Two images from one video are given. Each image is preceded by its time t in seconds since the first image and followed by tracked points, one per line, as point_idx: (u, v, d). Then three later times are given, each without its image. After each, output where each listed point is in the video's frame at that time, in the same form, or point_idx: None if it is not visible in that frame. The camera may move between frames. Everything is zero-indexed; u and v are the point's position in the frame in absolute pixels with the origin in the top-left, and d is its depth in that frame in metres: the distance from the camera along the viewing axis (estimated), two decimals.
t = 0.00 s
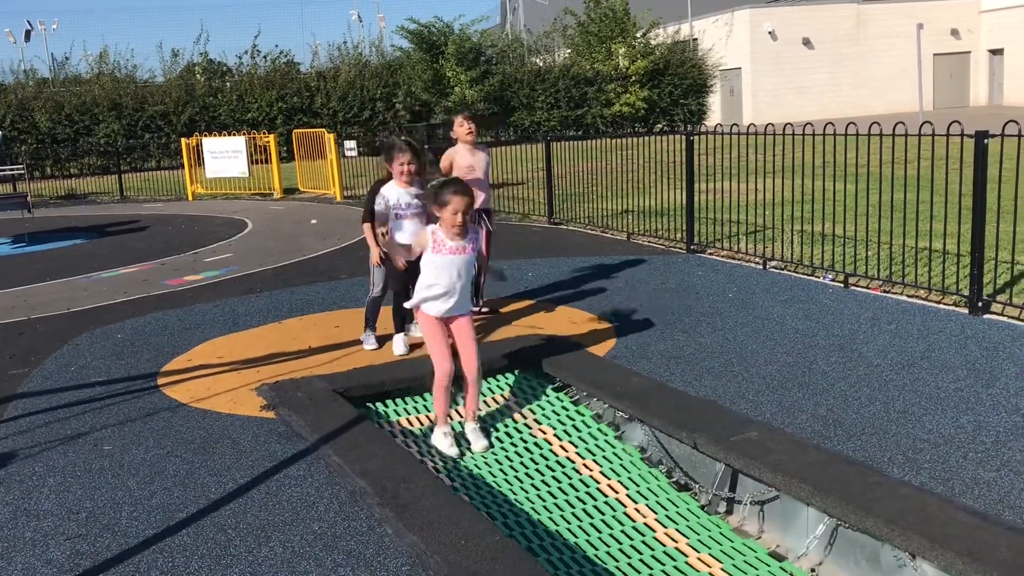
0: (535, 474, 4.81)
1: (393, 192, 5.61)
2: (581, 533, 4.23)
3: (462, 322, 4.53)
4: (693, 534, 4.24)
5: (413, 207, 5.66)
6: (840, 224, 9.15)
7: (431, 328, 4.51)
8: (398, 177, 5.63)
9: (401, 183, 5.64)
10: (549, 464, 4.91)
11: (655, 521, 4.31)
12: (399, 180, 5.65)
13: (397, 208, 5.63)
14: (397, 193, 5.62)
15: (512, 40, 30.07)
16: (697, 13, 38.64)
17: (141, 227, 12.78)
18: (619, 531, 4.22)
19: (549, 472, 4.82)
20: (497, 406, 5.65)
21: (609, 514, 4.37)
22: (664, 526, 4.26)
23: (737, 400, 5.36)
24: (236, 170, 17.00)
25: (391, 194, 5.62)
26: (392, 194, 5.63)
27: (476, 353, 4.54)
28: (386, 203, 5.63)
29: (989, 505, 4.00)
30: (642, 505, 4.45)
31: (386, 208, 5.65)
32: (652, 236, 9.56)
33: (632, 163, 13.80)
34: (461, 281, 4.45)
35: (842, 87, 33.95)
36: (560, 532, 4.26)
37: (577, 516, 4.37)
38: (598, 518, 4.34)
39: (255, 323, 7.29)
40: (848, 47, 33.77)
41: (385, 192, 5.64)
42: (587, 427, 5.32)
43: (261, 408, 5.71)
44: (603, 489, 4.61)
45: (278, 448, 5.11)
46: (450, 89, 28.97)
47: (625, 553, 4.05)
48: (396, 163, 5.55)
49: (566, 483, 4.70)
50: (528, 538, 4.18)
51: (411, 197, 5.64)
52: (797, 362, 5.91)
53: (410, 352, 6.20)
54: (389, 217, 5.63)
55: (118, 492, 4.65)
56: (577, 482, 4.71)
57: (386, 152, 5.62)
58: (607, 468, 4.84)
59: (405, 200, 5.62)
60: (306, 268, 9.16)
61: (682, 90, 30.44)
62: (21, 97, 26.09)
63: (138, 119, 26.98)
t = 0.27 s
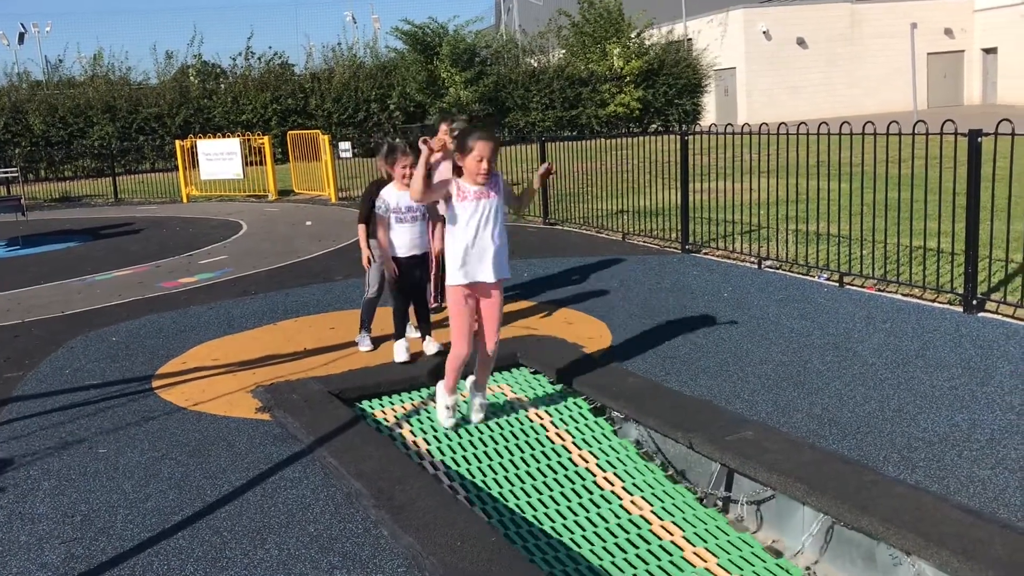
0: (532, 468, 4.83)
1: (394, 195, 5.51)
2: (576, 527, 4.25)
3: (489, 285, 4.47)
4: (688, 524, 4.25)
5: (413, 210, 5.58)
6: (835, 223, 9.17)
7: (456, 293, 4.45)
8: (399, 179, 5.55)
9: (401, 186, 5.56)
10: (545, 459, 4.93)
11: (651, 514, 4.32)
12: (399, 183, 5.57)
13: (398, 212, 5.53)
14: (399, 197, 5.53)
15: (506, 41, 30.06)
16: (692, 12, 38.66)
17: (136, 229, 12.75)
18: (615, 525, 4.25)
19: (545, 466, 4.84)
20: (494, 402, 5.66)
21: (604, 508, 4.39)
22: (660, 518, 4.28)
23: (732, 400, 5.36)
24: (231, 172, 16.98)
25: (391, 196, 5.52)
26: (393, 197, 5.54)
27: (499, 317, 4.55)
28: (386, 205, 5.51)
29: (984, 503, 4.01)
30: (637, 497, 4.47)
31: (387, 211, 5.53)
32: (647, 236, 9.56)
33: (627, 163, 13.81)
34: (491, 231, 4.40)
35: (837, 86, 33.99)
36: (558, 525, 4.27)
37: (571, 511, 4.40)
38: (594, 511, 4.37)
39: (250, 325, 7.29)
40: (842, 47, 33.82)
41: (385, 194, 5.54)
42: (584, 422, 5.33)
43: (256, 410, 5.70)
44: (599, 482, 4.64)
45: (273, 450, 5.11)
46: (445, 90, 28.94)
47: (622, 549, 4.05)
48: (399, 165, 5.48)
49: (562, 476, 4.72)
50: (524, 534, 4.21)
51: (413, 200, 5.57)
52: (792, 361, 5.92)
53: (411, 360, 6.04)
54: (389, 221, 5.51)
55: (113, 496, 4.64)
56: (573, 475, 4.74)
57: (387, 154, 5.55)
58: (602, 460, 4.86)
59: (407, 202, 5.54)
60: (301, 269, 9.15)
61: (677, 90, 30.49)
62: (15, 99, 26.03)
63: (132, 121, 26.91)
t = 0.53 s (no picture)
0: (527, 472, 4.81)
1: (381, 195, 5.54)
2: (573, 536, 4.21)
3: (536, 273, 3.93)
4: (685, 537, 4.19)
5: (400, 210, 5.61)
6: (829, 223, 9.18)
7: (495, 281, 3.91)
8: (385, 179, 5.60)
9: (388, 186, 5.59)
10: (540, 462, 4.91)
11: (646, 525, 4.27)
12: (385, 183, 5.61)
13: (385, 211, 5.54)
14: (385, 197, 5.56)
15: (501, 42, 30.12)
16: (686, 12, 38.73)
17: (130, 232, 12.73)
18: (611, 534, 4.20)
19: (541, 470, 4.83)
20: (489, 407, 5.65)
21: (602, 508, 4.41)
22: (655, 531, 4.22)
23: (727, 400, 5.36)
24: (225, 175, 16.96)
25: (377, 196, 5.55)
26: (379, 197, 5.56)
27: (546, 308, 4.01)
28: (373, 205, 5.53)
29: (979, 501, 4.01)
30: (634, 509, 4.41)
31: (373, 211, 5.54)
32: (642, 236, 9.57)
33: (622, 164, 13.82)
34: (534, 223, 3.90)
35: (831, 86, 34.02)
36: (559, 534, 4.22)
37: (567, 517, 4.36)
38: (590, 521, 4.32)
39: (245, 328, 7.28)
40: (836, 47, 33.88)
41: (371, 195, 5.56)
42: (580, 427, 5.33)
43: (251, 413, 5.69)
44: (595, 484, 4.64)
45: (268, 453, 5.10)
46: (439, 91, 28.92)
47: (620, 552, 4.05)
48: (386, 165, 5.52)
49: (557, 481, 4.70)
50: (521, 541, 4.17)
51: (399, 199, 5.60)
52: (787, 361, 5.92)
53: (407, 367, 5.92)
54: (376, 221, 5.53)
55: (108, 499, 4.62)
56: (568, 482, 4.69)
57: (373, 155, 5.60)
58: (598, 467, 4.83)
59: (394, 202, 5.58)
60: (296, 272, 9.14)
61: (671, 90, 30.54)
62: (9, 103, 25.96)
63: (127, 124, 26.85)
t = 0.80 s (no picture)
0: (522, 476, 4.81)
1: (374, 198, 5.51)
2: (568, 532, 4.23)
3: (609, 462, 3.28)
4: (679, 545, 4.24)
5: (393, 212, 5.59)
6: (823, 222, 9.20)
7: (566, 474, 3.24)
8: (378, 181, 5.57)
9: (380, 189, 5.57)
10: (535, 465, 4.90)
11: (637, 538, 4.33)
12: (378, 185, 5.58)
13: (378, 213, 5.52)
14: (378, 200, 5.53)
15: (494, 43, 30.13)
16: (679, 12, 38.83)
17: (123, 235, 12.70)
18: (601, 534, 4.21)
19: (536, 473, 4.82)
20: (484, 411, 5.64)
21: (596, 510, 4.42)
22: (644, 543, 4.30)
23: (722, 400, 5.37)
24: (219, 177, 16.94)
25: (370, 199, 5.52)
26: (371, 200, 5.53)
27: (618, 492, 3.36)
28: (365, 208, 5.50)
29: (973, 500, 4.02)
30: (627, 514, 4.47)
31: (366, 214, 5.51)
32: (636, 237, 9.58)
33: (616, 164, 13.82)
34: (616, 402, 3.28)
35: (825, 86, 34.09)
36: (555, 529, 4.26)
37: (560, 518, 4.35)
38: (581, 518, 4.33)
39: (240, 330, 7.27)
40: (829, 47, 33.95)
41: (363, 196, 5.53)
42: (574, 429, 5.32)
43: (246, 415, 5.68)
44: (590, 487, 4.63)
45: (263, 456, 5.09)
46: (432, 93, 29.21)
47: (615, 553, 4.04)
48: (379, 168, 5.48)
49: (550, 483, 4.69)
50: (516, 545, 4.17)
51: (392, 202, 5.59)
52: (781, 361, 5.92)
53: (403, 368, 5.93)
54: (369, 224, 5.50)
55: (103, 503, 4.61)
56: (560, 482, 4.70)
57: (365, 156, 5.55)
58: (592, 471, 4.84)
59: (387, 204, 5.55)
60: (290, 274, 9.13)
61: (664, 90, 30.60)
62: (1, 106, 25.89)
63: (120, 126, 26.76)
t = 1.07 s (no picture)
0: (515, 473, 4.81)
1: (375, 197, 5.51)
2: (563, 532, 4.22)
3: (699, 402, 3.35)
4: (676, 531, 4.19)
5: (393, 213, 5.58)
6: (814, 223, 9.21)
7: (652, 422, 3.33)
8: (380, 181, 5.57)
9: (382, 188, 5.57)
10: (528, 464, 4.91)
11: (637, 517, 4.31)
12: (379, 185, 5.59)
13: (377, 213, 5.51)
14: (379, 200, 5.53)
15: (486, 42, 29.83)
16: (671, 13, 38.91)
17: (115, 236, 12.65)
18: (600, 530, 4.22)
19: (529, 472, 4.81)
20: (476, 407, 5.64)
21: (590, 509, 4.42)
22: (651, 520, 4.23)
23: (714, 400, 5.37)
24: (210, 177, 16.89)
25: (371, 198, 5.52)
26: (373, 199, 5.53)
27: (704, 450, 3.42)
28: (366, 207, 5.49)
29: (964, 499, 4.03)
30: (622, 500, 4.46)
31: (366, 213, 5.50)
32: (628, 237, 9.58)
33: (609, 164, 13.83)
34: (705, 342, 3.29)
35: (816, 87, 34.18)
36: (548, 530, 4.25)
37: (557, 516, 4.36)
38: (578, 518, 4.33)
39: (231, 331, 7.25)
40: (820, 47, 34.06)
41: (365, 195, 5.53)
42: (565, 425, 5.34)
43: (238, 416, 5.67)
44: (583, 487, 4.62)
45: (254, 456, 5.08)
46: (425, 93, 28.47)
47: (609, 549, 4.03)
48: (381, 168, 5.50)
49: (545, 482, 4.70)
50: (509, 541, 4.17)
51: (393, 202, 5.58)
52: (773, 360, 5.93)
53: (394, 369, 5.92)
54: (369, 224, 5.49)
55: (93, 505, 4.59)
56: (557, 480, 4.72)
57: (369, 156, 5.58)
58: (587, 467, 4.85)
59: (387, 204, 5.54)
60: (282, 274, 9.11)
61: (656, 91, 30.70)
62: None
63: (111, 126, 26.69)
